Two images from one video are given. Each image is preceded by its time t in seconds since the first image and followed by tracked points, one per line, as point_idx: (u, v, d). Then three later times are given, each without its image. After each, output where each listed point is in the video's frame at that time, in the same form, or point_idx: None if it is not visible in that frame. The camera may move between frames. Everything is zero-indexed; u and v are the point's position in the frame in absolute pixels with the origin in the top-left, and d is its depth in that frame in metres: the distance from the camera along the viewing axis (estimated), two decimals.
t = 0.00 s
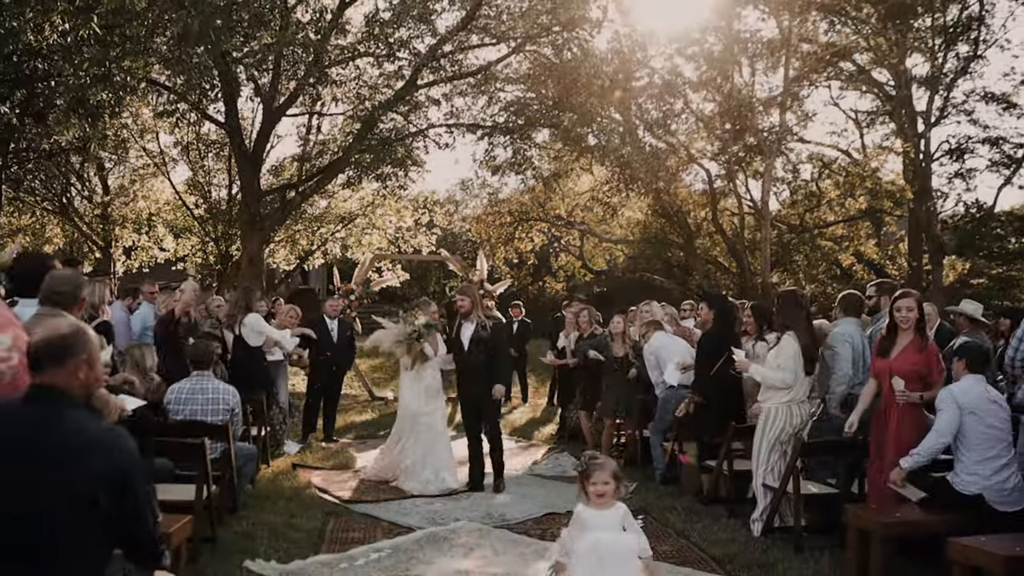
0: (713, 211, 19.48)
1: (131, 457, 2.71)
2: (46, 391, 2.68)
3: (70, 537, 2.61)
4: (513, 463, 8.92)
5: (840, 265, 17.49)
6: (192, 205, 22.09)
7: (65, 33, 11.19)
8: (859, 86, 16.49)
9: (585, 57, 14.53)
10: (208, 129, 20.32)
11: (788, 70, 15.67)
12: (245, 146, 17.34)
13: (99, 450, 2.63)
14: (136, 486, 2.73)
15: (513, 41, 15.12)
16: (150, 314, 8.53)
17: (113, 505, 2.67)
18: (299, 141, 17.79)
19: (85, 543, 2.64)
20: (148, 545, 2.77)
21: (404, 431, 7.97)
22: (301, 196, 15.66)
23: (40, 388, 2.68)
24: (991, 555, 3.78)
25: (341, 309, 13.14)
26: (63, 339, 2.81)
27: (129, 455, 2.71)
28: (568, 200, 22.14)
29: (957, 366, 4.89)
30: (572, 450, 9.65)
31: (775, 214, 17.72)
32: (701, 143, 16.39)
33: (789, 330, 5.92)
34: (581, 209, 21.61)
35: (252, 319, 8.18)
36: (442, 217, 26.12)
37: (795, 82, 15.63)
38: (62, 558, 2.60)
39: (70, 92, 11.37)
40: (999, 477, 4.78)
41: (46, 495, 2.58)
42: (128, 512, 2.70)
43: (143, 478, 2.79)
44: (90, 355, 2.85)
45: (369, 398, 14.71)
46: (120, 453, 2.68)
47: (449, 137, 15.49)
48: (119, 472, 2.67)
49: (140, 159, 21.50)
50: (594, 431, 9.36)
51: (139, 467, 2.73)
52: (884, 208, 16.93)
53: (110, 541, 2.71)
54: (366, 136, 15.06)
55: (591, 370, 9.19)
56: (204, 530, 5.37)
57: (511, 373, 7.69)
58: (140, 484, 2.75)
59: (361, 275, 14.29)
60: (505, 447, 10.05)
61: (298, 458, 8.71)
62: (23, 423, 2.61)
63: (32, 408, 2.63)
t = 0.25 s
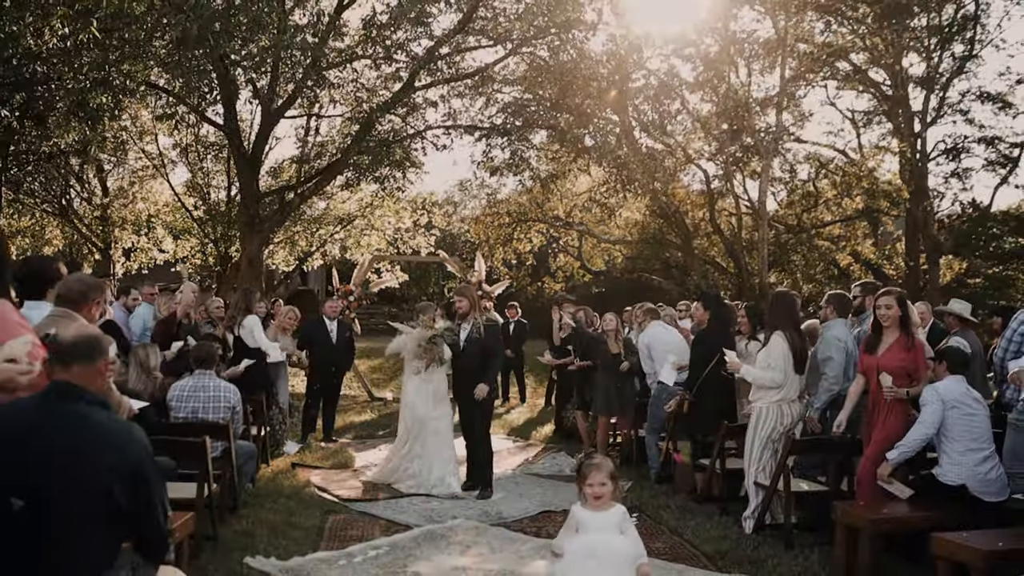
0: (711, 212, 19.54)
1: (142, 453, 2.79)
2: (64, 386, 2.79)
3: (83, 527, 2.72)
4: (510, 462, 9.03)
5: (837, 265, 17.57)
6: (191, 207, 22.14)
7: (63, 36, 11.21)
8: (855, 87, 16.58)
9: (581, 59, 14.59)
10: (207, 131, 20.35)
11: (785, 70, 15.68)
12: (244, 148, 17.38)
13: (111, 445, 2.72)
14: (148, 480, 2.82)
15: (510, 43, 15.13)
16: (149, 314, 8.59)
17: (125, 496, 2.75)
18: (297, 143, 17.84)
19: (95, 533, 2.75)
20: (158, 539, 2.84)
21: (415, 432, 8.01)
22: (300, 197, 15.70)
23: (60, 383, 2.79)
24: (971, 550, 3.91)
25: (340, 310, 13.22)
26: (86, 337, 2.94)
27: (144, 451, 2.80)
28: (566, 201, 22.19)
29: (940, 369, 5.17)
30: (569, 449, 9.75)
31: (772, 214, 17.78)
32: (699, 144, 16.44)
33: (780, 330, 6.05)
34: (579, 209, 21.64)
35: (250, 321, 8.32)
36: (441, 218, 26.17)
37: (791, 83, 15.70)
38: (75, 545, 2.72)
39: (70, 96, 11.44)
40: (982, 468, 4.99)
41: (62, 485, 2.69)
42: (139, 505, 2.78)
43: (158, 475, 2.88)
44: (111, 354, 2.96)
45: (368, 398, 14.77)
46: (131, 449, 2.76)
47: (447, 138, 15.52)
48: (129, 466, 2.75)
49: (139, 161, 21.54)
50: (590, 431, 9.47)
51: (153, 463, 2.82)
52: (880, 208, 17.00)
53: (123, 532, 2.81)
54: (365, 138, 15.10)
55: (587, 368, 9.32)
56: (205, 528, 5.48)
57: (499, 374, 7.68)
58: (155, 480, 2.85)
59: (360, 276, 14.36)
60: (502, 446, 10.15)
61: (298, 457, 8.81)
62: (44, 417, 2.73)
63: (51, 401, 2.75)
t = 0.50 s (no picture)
0: (709, 213, 19.59)
1: (155, 447, 2.97)
2: (81, 384, 2.94)
3: (98, 516, 2.90)
4: (508, 462, 9.11)
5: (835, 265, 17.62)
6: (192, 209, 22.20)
7: (65, 41, 11.35)
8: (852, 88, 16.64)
9: (578, 61, 14.66)
10: (208, 133, 20.41)
11: (782, 72, 15.74)
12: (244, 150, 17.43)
13: (127, 441, 2.90)
14: (160, 473, 2.99)
15: (507, 45, 15.20)
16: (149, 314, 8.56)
17: (138, 489, 2.93)
18: (297, 144, 17.89)
19: (109, 523, 2.93)
20: (168, 529, 3.02)
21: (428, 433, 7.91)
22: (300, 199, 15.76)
23: (78, 381, 2.95)
24: (954, 545, 4.13)
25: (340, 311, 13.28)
26: (99, 340, 3.07)
27: (156, 445, 2.99)
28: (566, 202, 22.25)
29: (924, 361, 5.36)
30: (567, 448, 9.82)
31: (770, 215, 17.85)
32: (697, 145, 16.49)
33: (772, 331, 6.16)
34: (578, 210, 21.70)
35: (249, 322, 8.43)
36: (441, 219, 26.23)
37: (788, 85, 15.77)
38: (89, 532, 2.91)
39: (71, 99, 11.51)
40: (969, 452, 5.21)
41: (79, 478, 2.86)
42: (151, 498, 2.96)
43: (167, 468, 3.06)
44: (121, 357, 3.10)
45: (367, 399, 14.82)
46: (144, 443, 2.94)
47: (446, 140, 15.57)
48: (143, 460, 2.93)
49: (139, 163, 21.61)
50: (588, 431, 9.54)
51: (165, 456, 3.00)
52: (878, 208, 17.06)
53: (134, 523, 2.98)
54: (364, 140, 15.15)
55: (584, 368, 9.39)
56: (206, 527, 5.56)
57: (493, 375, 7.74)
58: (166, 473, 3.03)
59: (359, 278, 14.42)
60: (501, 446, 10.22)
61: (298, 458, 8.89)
62: (62, 413, 2.88)
63: (69, 399, 2.90)
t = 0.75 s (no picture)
0: (709, 212, 19.67)
1: (164, 442, 3.06)
2: (92, 383, 3.03)
3: (109, 509, 2.98)
4: (506, 461, 9.20)
5: (833, 264, 17.63)
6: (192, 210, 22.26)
7: (66, 44, 11.51)
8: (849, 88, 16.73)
9: (574, 63, 14.75)
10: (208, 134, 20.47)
11: (781, 73, 15.81)
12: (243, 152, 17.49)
13: (138, 434, 2.99)
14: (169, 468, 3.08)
15: (506, 47, 15.23)
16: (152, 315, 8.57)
17: (148, 481, 3.02)
18: (298, 146, 17.97)
19: (118, 516, 3.01)
20: (176, 522, 3.10)
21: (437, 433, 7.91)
22: (300, 201, 15.89)
23: (88, 380, 3.04)
24: (943, 543, 4.24)
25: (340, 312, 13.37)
26: (104, 343, 3.16)
27: (165, 441, 3.07)
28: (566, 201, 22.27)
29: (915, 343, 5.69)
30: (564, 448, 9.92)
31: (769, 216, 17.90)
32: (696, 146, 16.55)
33: (767, 332, 6.22)
34: (578, 211, 21.75)
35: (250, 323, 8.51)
36: (441, 219, 26.29)
37: (786, 86, 15.84)
38: (99, 524, 2.98)
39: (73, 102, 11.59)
40: (952, 431, 5.62)
41: (90, 472, 2.94)
42: (160, 490, 3.04)
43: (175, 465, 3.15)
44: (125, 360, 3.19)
45: (367, 400, 14.91)
46: (154, 438, 3.03)
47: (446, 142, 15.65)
48: (153, 454, 3.02)
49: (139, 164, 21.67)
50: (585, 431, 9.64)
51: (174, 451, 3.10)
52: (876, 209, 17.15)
53: (142, 517, 3.06)
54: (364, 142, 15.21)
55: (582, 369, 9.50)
56: (207, 526, 5.64)
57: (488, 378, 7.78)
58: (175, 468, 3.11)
59: (359, 279, 14.49)
60: (500, 446, 10.30)
61: (297, 457, 8.98)
62: (73, 411, 2.96)
63: (80, 396, 2.98)
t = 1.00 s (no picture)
0: (708, 212, 19.71)
1: (170, 444, 3.11)
2: (102, 385, 3.07)
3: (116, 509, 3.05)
4: (504, 460, 9.26)
5: (832, 262, 17.67)
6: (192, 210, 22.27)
7: (66, 46, 11.45)
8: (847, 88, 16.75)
9: (572, 65, 14.80)
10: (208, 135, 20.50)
11: (780, 73, 15.85)
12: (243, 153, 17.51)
13: (146, 439, 3.03)
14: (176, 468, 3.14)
15: (505, 48, 15.28)
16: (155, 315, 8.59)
17: (157, 483, 3.07)
18: (298, 147, 18.00)
19: (125, 514, 3.08)
20: (182, 521, 3.17)
21: (439, 432, 7.88)
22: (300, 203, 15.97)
23: (98, 382, 3.07)
24: (934, 540, 4.31)
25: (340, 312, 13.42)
26: (115, 346, 3.20)
27: (172, 443, 3.12)
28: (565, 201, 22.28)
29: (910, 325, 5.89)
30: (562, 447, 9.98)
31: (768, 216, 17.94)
32: (695, 147, 16.56)
33: (763, 331, 6.26)
34: (577, 211, 21.78)
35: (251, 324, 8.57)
36: (441, 219, 26.32)
37: (785, 87, 15.87)
38: (107, 523, 3.06)
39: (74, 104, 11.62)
40: (950, 415, 5.73)
41: (98, 474, 2.99)
42: (167, 491, 3.11)
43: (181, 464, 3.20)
44: (135, 363, 3.23)
45: (367, 400, 14.96)
46: (161, 440, 3.08)
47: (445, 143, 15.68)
48: (161, 455, 3.07)
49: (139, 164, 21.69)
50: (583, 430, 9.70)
51: (180, 452, 3.14)
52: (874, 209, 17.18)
53: (149, 515, 3.13)
54: (364, 142, 15.23)
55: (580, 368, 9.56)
56: (207, 525, 5.70)
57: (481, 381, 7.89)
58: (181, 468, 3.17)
59: (358, 280, 14.53)
60: (498, 445, 10.36)
61: (297, 456, 9.04)
62: (82, 411, 2.99)
63: (90, 399, 3.01)
